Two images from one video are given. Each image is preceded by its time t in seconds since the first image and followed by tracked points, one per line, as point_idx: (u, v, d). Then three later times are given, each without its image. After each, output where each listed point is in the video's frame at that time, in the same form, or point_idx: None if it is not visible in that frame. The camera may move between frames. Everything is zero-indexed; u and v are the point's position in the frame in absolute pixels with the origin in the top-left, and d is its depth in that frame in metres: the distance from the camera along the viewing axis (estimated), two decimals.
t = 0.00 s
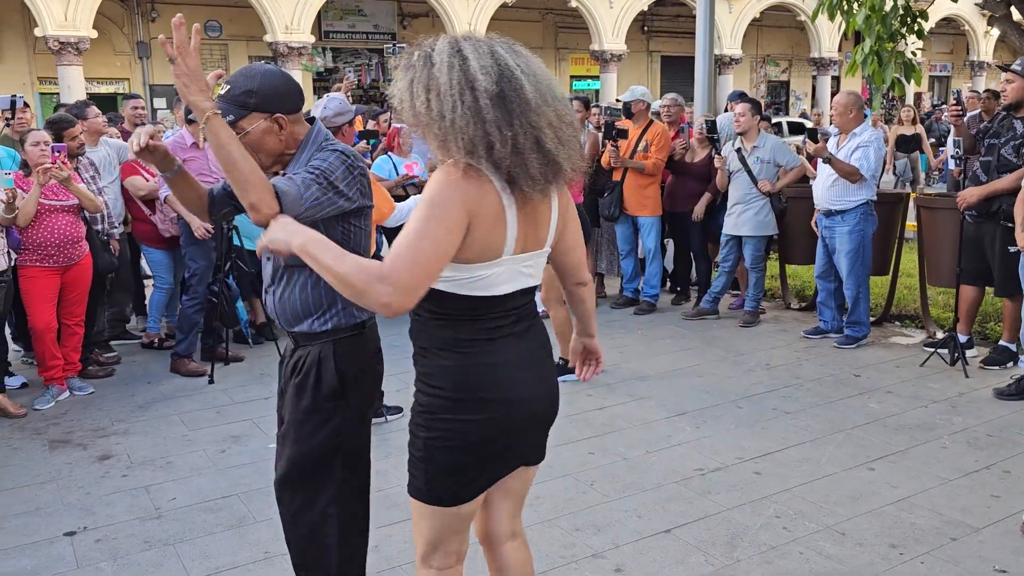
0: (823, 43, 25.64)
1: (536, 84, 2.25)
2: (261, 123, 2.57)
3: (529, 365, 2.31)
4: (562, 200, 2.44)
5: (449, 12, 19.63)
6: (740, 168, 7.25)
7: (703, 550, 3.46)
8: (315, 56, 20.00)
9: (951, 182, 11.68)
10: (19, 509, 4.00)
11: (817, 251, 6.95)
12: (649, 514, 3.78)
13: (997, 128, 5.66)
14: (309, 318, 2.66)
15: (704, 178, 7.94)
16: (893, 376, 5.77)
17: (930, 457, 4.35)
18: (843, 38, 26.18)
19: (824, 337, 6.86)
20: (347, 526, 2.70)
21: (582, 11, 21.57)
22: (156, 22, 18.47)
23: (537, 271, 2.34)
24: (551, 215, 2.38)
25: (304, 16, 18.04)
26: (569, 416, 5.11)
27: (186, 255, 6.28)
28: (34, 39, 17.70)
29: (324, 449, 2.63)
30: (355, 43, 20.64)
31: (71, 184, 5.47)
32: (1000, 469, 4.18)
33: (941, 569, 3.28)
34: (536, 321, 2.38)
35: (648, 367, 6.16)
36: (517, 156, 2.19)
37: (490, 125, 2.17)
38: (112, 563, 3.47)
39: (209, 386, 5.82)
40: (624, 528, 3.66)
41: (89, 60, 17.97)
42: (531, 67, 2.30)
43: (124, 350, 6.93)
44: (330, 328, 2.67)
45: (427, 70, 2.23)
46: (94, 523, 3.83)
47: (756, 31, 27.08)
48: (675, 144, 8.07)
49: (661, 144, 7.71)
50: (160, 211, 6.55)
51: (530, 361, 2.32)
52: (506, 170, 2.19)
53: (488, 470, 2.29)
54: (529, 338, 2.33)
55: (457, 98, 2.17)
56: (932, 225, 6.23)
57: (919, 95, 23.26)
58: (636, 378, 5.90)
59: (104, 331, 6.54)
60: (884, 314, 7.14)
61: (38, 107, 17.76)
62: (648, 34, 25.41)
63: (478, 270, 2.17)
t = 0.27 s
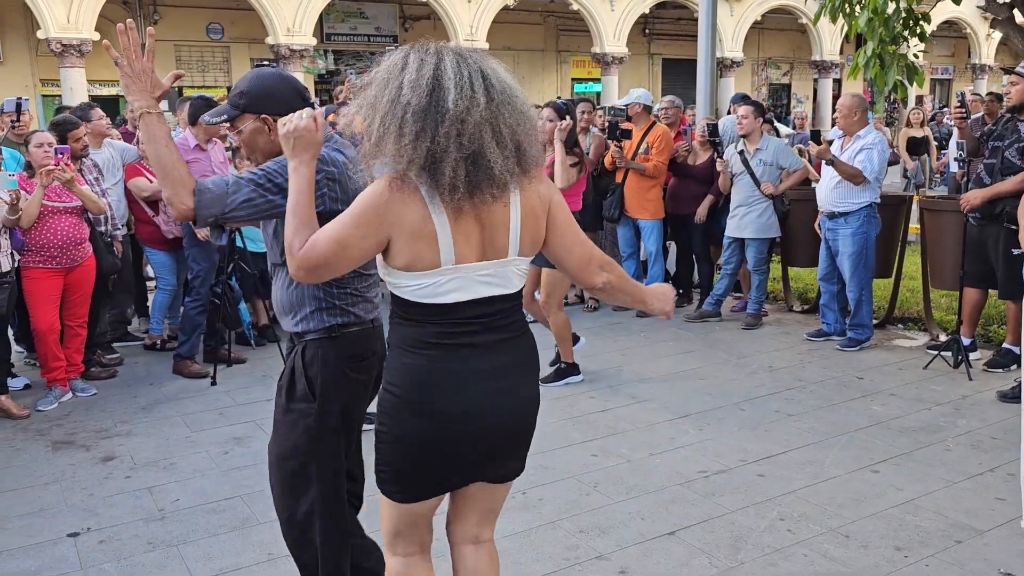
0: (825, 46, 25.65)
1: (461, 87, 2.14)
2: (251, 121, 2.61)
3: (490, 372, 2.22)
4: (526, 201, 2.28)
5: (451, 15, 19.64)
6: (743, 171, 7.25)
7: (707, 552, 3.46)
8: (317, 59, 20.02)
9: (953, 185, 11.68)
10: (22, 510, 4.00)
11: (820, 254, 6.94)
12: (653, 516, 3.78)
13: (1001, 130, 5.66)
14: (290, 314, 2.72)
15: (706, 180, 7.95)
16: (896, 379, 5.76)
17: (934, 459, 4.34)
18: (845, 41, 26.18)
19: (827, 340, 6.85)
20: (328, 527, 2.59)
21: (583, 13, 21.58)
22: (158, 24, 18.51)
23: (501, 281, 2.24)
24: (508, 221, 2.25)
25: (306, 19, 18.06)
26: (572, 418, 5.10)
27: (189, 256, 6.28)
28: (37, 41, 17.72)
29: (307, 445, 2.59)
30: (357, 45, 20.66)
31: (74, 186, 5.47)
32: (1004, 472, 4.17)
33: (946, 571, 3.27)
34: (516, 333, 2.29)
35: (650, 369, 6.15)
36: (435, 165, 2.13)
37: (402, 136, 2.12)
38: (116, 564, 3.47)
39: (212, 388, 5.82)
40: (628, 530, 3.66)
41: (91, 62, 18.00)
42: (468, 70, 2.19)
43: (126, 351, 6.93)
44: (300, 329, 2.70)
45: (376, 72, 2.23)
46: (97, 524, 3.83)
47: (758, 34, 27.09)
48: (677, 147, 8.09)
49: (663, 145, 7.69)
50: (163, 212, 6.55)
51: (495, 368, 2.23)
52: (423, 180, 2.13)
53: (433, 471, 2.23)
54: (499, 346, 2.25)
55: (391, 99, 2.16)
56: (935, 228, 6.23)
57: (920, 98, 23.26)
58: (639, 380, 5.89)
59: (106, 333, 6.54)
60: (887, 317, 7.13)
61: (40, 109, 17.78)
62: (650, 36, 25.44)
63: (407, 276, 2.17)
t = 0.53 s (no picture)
0: (824, 53, 25.68)
1: (425, 90, 2.17)
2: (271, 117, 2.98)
3: (439, 374, 2.21)
4: (494, 207, 2.20)
5: (451, 20, 19.67)
6: (743, 177, 7.26)
7: (708, 558, 3.45)
8: (317, 63, 20.05)
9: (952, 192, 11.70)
10: (21, 514, 3.99)
11: (820, 260, 6.95)
12: (653, 522, 3.78)
13: (1001, 137, 5.67)
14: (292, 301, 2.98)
15: (706, 186, 7.97)
16: (896, 386, 5.76)
17: (935, 466, 4.34)
18: (843, 47, 26.24)
19: (827, 346, 6.85)
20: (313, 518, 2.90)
21: (583, 19, 21.63)
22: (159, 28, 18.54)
23: (467, 286, 2.20)
24: (472, 225, 2.20)
25: (306, 23, 18.08)
26: (572, 424, 5.10)
27: (190, 260, 6.28)
28: (37, 45, 17.74)
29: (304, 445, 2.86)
30: (357, 50, 20.70)
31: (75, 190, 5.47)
32: (1004, 479, 4.17)
33: None
34: (489, 334, 2.24)
35: (650, 375, 6.15)
36: (395, 168, 2.17)
37: (366, 141, 2.19)
38: (116, 568, 3.46)
39: (211, 392, 5.81)
40: (628, 536, 3.65)
41: (91, 66, 18.02)
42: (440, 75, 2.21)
43: (126, 355, 6.92)
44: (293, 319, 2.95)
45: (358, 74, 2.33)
46: (97, 528, 3.82)
47: (757, 40, 27.15)
48: (677, 153, 8.13)
49: (662, 151, 7.70)
50: (164, 215, 6.58)
51: (449, 368, 2.21)
52: (380, 181, 2.20)
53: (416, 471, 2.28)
54: (466, 346, 2.22)
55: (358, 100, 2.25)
56: (935, 234, 6.24)
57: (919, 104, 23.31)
58: (639, 385, 5.89)
59: (106, 337, 6.54)
60: (887, 324, 7.14)
61: (40, 113, 17.79)
62: (649, 42, 25.50)
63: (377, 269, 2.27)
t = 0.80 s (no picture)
0: (824, 61, 25.72)
1: (400, 111, 2.29)
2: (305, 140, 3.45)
3: (417, 390, 2.30)
4: (465, 221, 2.24)
5: (452, 27, 19.70)
6: (744, 186, 7.26)
7: (710, 568, 3.44)
8: (318, 69, 20.08)
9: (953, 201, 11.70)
10: (20, 521, 3.98)
11: (822, 269, 6.95)
12: (655, 532, 3.76)
13: (1003, 146, 5.69)
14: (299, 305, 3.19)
15: (706, 195, 7.97)
16: (898, 395, 5.75)
17: (937, 477, 4.33)
18: (843, 56, 26.28)
19: (828, 354, 6.84)
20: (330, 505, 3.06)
21: (584, 26, 21.66)
22: (160, 33, 18.57)
23: (442, 302, 2.26)
24: (443, 239, 2.25)
25: (307, 29, 18.11)
26: (574, 432, 5.09)
27: (190, 266, 6.27)
28: (38, 50, 17.76)
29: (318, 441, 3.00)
30: (357, 56, 20.73)
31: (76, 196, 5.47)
32: (1007, 490, 4.16)
33: None
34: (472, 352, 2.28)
35: (651, 383, 6.14)
36: (369, 188, 2.29)
37: (348, 159, 2.35)
38: None
39: (212, 399, 5.80)
40: (630, 546, 3.64)
41: (92, 71, 18.04)
42: (412, 98, 2.31)
43: (125, 361, 6.91)
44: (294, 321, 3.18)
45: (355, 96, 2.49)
46: (96, 536, 3.81)
47: (757, 48, 27.20)
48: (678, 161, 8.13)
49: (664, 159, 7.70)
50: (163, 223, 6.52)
51: (425, 384, 2.29)
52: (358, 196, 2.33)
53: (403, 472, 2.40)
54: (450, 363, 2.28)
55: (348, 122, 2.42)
56: (936, 244, 6.23)
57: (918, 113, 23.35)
58: (640, 394, 5.88)
59: (106, 343, 6.53)
60: (888, 333, 7.13)
61: (41, 117, 17.81)
62: (650, 50, 25.55)
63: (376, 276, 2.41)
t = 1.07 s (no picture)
0: (825, 72, 25.77)
1: (390, 124, 2.38)
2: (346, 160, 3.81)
3: (412, 381, 2.39)
4: (455, 222, 2.32)
5: (454, 35, 19.75)
6: (749, 196, 7.27)
7: None
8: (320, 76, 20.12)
9: (955, 212, 11.70)
10: (23, 528, 3.96)
11: (826, 279, 6.95)
12: (661, 543, 3.75)
13: (1008, 158, 5.67)
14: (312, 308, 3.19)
15: (710, 204, 7.97)
16: (902, 407, 5.74)
17: (943, 489, 4.31)
18: (844, 67, 26.33)
19: (831, 365, 6.83)
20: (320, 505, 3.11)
21: (585, 35, 21.72)
22: (163, 39, 18.62)
23: (437, 303, 2.35)
24: (435, 240, 2.34)
25: (310, 36, 18.15)
26: (578, 441, 5.08)
27: (194, 273, 6.27)
28: (41, 55, 17.80)
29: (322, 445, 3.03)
30: (360, 63, 20.78)
31: (81, 203, 5.47)
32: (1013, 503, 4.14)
33: None
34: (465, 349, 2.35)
35: (655, 393, 6.13)
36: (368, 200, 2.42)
37: (349, 173, 2.48)
38: None
39: (215, 406, 5.79)
40: (636, 557, 3.63)
41: (94, 77, 18.08)
42: (404, 107, 2.40)
43: (128, 367, 6.90)
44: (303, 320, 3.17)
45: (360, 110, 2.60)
46: (99, 543, 3.79)
47: (758, 58, 27.25)
48: (682, 171, 8.13)
49: (668, 168, 7.72)
50: (168, 228, 6.55)
51: (419, 375, 2.38)
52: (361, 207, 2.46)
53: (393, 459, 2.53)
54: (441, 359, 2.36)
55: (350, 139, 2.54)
56: (940, 255, 6.23)
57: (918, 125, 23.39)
58: (644, 403, 5.87)
59: (109, 348, 6.52)
60: (891, 344, 7.13)
61: (43, 123, 17.84)
62: (651, 59, 25.62)
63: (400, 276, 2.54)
